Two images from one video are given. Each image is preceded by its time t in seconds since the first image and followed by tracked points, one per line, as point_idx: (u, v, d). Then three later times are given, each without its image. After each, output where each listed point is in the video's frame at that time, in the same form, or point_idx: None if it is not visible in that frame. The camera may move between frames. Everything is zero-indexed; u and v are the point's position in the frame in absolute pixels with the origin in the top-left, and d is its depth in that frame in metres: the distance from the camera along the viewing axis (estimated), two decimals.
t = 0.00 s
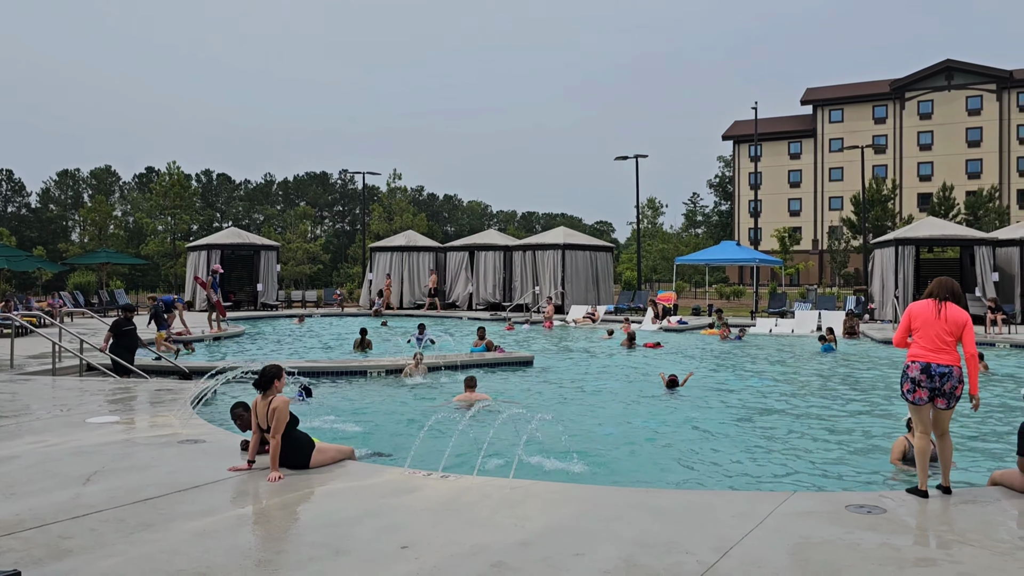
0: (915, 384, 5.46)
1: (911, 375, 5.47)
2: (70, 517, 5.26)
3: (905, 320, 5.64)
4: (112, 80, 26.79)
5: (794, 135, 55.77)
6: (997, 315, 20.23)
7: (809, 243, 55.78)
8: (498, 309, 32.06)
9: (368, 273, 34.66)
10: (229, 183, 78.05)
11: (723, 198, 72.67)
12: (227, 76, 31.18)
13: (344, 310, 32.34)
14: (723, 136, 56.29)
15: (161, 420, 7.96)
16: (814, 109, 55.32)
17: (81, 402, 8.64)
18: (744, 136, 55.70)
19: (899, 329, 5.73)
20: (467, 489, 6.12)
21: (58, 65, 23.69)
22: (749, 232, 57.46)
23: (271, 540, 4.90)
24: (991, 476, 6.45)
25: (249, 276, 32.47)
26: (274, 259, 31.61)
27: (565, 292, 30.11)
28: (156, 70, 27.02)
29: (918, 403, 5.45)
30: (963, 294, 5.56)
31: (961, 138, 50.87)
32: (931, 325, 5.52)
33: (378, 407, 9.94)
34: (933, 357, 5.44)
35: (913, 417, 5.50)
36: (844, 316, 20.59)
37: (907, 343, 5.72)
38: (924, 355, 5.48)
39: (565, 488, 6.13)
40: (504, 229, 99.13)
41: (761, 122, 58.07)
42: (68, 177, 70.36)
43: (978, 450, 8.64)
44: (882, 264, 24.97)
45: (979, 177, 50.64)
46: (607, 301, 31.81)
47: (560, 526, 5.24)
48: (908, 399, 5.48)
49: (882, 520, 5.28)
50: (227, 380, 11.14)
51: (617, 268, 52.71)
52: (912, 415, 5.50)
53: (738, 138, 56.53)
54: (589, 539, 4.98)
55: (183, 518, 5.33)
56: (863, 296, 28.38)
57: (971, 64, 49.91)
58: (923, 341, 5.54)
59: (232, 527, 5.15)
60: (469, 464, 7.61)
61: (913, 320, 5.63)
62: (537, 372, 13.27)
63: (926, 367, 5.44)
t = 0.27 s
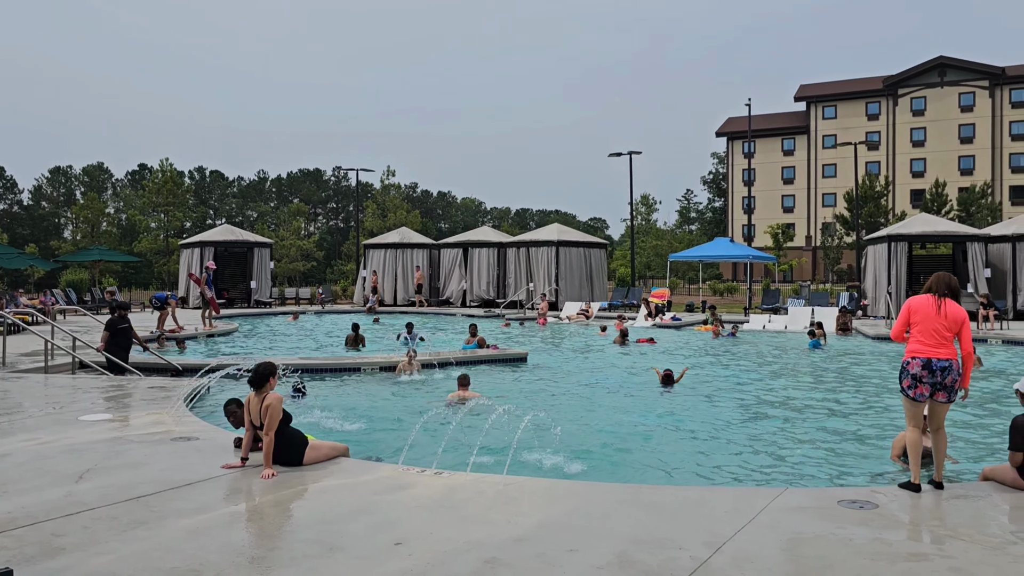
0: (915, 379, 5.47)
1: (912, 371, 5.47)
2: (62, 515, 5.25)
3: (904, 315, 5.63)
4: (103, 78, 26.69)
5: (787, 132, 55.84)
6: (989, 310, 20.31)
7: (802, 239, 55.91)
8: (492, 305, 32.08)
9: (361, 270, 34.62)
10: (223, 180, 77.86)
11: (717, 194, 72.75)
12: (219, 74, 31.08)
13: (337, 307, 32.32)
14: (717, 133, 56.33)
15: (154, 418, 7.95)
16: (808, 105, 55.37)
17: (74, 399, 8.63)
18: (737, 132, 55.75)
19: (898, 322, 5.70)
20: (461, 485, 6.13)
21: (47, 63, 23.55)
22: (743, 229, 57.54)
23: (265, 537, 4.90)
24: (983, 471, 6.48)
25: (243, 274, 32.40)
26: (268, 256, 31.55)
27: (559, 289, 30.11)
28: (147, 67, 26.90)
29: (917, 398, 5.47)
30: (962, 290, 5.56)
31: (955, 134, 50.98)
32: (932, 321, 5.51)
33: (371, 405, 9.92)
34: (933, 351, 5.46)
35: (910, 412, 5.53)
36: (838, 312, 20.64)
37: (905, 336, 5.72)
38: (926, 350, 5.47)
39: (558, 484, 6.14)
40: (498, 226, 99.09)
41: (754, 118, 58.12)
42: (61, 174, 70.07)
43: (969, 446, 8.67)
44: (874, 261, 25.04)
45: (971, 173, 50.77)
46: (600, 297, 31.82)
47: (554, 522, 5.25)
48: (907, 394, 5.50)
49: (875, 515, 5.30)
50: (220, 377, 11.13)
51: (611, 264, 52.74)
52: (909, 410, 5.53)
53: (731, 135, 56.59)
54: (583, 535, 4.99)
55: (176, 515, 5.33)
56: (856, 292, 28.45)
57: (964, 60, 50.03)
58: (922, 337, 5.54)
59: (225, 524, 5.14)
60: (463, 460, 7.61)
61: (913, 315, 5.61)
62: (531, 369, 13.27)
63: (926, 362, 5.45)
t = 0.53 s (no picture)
0: (911, 375, 5.50)
1: (908, 366, 5.49)
2: (56, 513, 5.24)
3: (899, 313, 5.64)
4: (96, 74, 26.55)
5: (781, 128, 55.91)
6: (982, 307, 20.39)
7: (796, 235, 56.05)
8: (487, 302, 32.09)
9: (356, 267, 34.57)
10: (217, 177, 77.56)
11: (712, 191, 72.82)
12: (212, 69, 30.93)
13: (332, 304, 32.28)
14: (711, 129, 56.35)
15: (148, 415, 7.94)
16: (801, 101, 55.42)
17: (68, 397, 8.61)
18: (732, 129, 55.79)
19: (893, 319, 5.74)
20: (456, 482, 6.14)
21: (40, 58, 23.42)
22: (737, 225, 57.62)
23: (260, 533, 4.90)
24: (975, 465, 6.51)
25: (237, 271, 32.33)
26: (262, 253, 31.48)
27: (553, 286, 30.15)
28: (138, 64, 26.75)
29: (913, 394, 5.50)
30: (956, 287, 5.58)
31: (948, 131, 51.10)
32: (927, 317, 5.54)
33: (366, 401, 9.93)
34: (928, 347, 5.47)
35: (905, 407, 5.57)
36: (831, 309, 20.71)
37: (899, 333, 5.76)
38: (921, 346, 5.50)
39: (554, 480, 6.15)
40: (493, 223, 99.03)
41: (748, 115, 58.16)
42: (53, 171, 69.74)
43: (961, 441, 8.71)
44: (868, 257, 25.11)
45: (964, 170, 50.90)
46: (595, 294, 31.84)
47: (548, 519, 5.25)
48: (904, 390, 5.53)
49: (868, 510, 5.32)
50: (214, 374, 11.11)
51: (605, 261, 52.76)
52: (905, 405, 5.56)
53: (726, 131, 56.62)
54: (578, 531, 5.01)
55: (172, 512, 5.33)
56: (849, 288, 28.53)
57: (958, 57, 50.11)
58: (918, 333, 5.57)
59: (220, 521, 5.15)
60: (458, 457, 7.62)
61: (908, 312, 5.65)
62: (526, 365, 13.28)
63: (922, 358, 5.47)
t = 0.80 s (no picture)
0: (901, 372, 5.51)
1: (897, 364, 5.52)
2: (53, 511, 5.23)
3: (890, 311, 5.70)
4: (91, 70, 26.47)
5: (778, 125, 55.97)
6: (978, 303, 20.43)
7: (793, 233, 56.13)
8: (483, 300, 32.10)
9: (352, 265, 34.52)
10: (213, 174, 77.38)
11: (709, 188, 72.88)
12: (207, 65, 30.85)
13: (329, 301, 32.25)
14: (707, 126, 56.36)
15: (145, 413, 7.93)
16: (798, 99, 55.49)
17: (65, 395, 8.60)
18: (729, 126, 55.81)
19: (885, 319, 5.79)
20: (453, 480, 6.14)
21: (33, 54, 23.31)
22: (734, 222, 57.66)
23: (257, 531, 4.90)
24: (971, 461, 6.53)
25: (233, 269, 32.30)
26: (258, 251, 31.44)
27: (550, 283, 30.16)
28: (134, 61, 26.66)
29: (903, 391, 5.50)
30: (949, 286, 5.60)
31: (944, 128, 51.22)
32: (916, 316, 5.58)
33: (363, 399, 9.92)
34: (919, 345, 5.50)
35: (898, 405, 5.57)
36: (827, 306, 20.75)
37: (892, 333, 5.79)
38: (910, 344, 5.53)
39: (551, 478, 6.16)
40: (490, 220, 98.97)
41: (745, 112, 58.19)
42: (49, 168, 69.55)
43: (958, 438, 8.73)
44: (864, 254, 25.16)
45: (960, 167, 51.02)
46: (592, 292, 31.86)
47: (545, 516, 5.26)
48: (894, 387, 5.54)
49: (864, 506, 5.33)
50: (211, 372, 11.10)
51: (602, 258, 52.77)
52: (897, 404, 5.56)
53: (722, 128, 56.67)
54: (575, 528, 5.01)
55: (168, 510, 5.32)
56: (845, 285, 28.60)
57: (953, 54, 50.28)
58: (908, 331, 5.60)
59: (217, 519, 5.14)
60: (455, 454, 7.62)
61: (899, 311, 5.70)
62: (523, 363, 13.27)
63: (912, 355, 5.49)
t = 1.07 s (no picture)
0: (895, 374, 5.53)
1: (890, 365, 5.54)
2: (53, 511, 5.23)
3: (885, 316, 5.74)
4: (89, 70, 26.48)
5: (777, 125, 56.00)
6: (977, 303, 20.41)
7: (792, 232, 56.15)
8: (483, 299, 32.10)
9: (351, 265, 34.51)
10: (212, 175, 77.32)
11: (708, 188, 72.89)
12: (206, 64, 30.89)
13: (328, 302, 32.22)
14: (707, 126, 56.37)
15: (144, 413, 7.92)
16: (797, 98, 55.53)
17: (64, 395, 8.60)
18: (728, 126, 55.83)
19: (882, 325, 5.83)
20: (452, 479, 6.13)
21: (32, 54, 23.31)
22: (733, 222, 57.66)
23: (257, 532, 4.90)
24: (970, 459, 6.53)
25: (233, 269, 32.29)
26: (258, 251, 31.44)
27: (549, 283, 30.16)
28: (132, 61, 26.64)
29: (897, 393, 5.51)
30: (947, 293, 5.60)
31: (943, 127, 51.26)
32: (910, 321, 5.61)
33: (362, 399, 9.92)
34: (913, 347, 5.52)
35: (891, 407, 5.57)
36: (827, 305, 20.77)
37: (888, 339, 5.81)
38: (902, 346, 5.55)
39: (550, 477, 6.16)
40: (489, 220, 98.93)
41: (744, 112, 58.22)
42: (48, 169, 69.52)
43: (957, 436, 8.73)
44: (863, 253, 25.19)
45: (960, 166, 51.05)
46: (591, 291, 31.86)
47: (545, 515, 5.26)
48: (888, 389, 5.55)
49: (864, 506, 5.33)
50: (210, 372, 11.09)
51: (602, 258, 52.77)
52: (891, 405, 5.58)
53: (721, 128, 56.70)
54: (574, 528, 5.01)
55: (168, 510, 5.32)
56: (845, 284, 28.61)
57: (952, 53, 50.33)
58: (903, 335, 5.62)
59: (216, 519, 5.14)
60: (454, 454, 7.62)
61: (895, 317, 5.73)
62: (523, 362, 13.27)
63: (905, 357, 5.51)
